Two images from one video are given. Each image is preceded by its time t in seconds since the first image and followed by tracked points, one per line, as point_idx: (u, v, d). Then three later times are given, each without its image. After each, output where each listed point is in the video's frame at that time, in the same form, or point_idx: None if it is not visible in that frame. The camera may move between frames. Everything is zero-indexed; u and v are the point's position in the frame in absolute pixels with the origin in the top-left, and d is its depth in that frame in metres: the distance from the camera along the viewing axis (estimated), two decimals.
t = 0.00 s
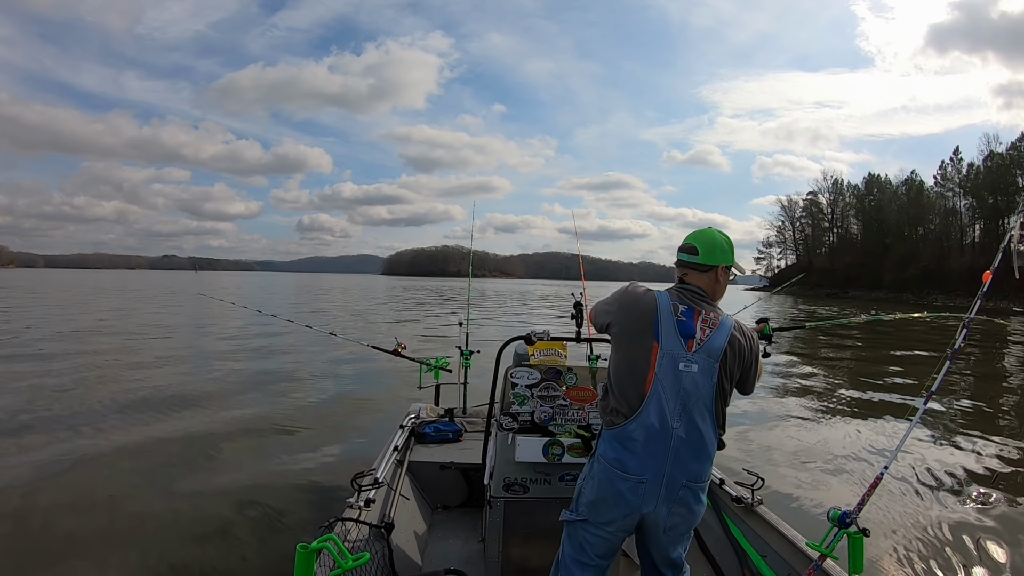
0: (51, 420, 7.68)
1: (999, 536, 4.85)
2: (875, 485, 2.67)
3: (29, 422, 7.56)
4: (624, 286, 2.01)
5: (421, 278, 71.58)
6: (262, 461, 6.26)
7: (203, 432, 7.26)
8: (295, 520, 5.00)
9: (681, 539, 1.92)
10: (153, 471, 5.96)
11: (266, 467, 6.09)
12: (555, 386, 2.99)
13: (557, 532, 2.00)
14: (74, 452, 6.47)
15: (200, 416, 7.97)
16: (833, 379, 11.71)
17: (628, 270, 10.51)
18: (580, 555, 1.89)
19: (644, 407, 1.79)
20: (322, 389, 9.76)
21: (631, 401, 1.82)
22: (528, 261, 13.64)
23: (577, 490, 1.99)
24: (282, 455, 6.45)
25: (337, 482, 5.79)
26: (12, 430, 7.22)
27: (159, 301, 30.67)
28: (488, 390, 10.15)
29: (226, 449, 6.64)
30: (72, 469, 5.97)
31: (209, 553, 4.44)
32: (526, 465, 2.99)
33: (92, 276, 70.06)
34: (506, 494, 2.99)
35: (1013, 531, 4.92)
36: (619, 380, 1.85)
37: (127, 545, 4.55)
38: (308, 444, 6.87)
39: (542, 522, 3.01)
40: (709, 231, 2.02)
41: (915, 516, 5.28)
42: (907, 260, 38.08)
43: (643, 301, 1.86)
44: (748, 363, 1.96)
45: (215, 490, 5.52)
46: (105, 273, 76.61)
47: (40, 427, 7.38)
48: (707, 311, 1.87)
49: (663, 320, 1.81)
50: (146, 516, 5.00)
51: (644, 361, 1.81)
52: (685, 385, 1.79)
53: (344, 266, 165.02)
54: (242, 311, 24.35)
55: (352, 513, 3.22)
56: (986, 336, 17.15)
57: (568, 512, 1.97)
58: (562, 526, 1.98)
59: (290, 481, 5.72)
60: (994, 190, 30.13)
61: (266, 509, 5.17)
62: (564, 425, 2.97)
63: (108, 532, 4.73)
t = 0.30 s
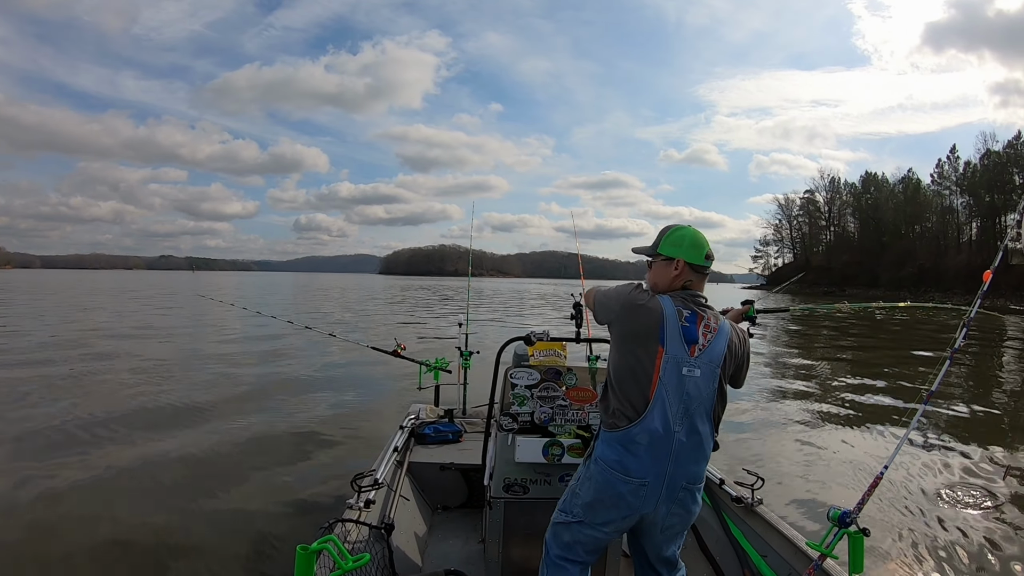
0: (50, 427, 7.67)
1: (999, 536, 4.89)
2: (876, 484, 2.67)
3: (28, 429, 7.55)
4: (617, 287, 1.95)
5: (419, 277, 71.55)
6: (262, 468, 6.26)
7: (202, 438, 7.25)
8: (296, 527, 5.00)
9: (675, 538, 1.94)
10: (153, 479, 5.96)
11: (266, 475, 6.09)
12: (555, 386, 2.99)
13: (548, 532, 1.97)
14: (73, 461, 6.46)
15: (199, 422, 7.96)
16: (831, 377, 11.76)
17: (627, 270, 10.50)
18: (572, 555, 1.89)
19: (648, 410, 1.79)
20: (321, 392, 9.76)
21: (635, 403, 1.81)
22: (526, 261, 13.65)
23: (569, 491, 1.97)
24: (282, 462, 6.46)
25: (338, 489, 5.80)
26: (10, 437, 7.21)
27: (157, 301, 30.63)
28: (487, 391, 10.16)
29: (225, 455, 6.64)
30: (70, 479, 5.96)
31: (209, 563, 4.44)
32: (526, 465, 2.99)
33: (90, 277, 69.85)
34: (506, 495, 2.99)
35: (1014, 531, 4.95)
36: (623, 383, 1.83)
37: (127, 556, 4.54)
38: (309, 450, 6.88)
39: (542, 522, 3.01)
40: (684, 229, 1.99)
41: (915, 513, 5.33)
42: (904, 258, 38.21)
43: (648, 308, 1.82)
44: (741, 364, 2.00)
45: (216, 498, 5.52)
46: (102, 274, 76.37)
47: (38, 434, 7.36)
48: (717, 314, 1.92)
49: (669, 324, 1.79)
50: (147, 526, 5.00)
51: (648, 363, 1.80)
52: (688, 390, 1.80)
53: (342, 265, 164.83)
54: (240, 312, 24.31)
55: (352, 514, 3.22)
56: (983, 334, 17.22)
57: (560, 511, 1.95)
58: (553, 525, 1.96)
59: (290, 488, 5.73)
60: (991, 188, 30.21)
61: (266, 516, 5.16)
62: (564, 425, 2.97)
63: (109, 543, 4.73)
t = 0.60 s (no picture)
0: (48, 431, 7.65)
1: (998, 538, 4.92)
2: (875, 486, 2.66)
3: (26, 433, 7.53)
4: (569, 290, 1.84)
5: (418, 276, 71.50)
6: (261, 473, 6.27)
7: (201, 442, 7.25)
8: (296, 534, 5.02)
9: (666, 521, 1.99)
10: (152, 484, 5.94)
11: (265, 480, 6.09)
12: (553, 387, 2.99)
13: (546, 554, 1.89)
14: (71, 466, 6.45)
15: (198, 425, 7.95)
16: (829, 376, 11.79)
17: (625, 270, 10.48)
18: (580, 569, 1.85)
19: (638, 410, 1.78)
20: (319, 393, 9.75)
21: (623, 407, 1.78)
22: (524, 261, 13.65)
23: (560, 507, 1.89)
24: (280, 467, 6.46)
25: (337, 495, 5.81)
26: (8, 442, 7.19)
27: (155, 300, 30.60)
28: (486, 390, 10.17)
29: (224, 460, 6.64)
30: (68, 485, 5.95)
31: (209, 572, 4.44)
32: (523, 466, 2.98)
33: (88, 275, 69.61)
34: (504, 495, 2.99)
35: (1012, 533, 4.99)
36: (608, 389, 1.78)
37: (126, 565, 4.54)
38: (307, 454, 6.88)
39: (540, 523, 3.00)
40: (630, 218, 1.92)
41: (913, 515, 5.38)
42: (902, 258, 38.32)
43: (616, 312, 1.76)
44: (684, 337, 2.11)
45: (215, 505, 5.52)
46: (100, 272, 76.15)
47: (36, 438, 7.34)
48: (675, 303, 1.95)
49: (641, 323, 1.78)
50: (145, 533, 5.00)
51: (629, 365, 1.76)
52: (669, 380, 1.83)
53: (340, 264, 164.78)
54: (239, 311, 24.28)
55: (349, 513, 3.21)
56: (981, 335, 17.29)
57: (558, 530, 1.88)
58: (552, 546, 1.88)
59: (289, 495, 5.73)
60: (989, 188, 30.26)
61: (266, 524, 5.17)
62: (561, 426, 2.97)
63: (108, 550, 4.73)
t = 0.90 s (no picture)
0: (48, 430, 7.62)
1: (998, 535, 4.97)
2: (878, 478, 2.67)
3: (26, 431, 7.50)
4: (577, 319, 1.71)
5: (417, 276, 71.49)
6: (263, 475, 6.26)
7: (201, 441, 7.23)
8: (298, 538, 5.01)
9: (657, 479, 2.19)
10: (153, 485, 5.93)
11: (266, 482, 6.08)
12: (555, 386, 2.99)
13: (591, 565, 1.89)
14: (71, 465, 6.43)
15: (199, 423, 7.93)
16: (829, 378, 11.83)
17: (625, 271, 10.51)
18: (627, 559, 1.91)
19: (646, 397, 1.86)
20: (320, 393, 9.76)
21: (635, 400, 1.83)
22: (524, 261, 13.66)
23: (592, 519, 1.88)
24: (282, 468, 6.46)
25: (339, 499, 5.81)
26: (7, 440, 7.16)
27: (154, 299, 30.57)
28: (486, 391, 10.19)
29: (225, 460, 6.63)
30: (69, 484, 5.92)
31: None
32: (526, 466, 2.99)
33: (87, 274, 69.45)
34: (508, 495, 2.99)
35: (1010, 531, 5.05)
36: (625, 392, 1.80)
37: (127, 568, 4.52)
38: (309, 455, 6.88)
39: (544, 523, 3.02)
40: (601, 209, 1.91)
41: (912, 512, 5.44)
42: (901, 260, 38.41)
43: (629, 323, 1.75)
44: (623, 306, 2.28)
45: (217, 507, 5.50)
46: (99, 271, 75.95)
47: (36, 436, 7.35)
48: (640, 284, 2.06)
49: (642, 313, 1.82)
50: (147, 535, 4.98)
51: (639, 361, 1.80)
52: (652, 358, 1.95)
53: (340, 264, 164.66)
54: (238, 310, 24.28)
55: (353, 517, 3.21)
56: (981, 338, 17.32)
57: (599, 539, 1.88)
58: (596, 554, 1.88)
59: (290, 499, 5.72)
60: (989, 191, 30.30)
61: (268, 528, 5.16)
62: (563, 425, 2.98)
63: (110, 553, 4.71)
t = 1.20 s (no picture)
0: (50, 426, 7.63)
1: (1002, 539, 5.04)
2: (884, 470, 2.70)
3: (27, 428, 7.51)
4: (601, 335, 1.70)
5: (417, 275, 71.51)
6: (265, 471, 6.26)
7: (204, 439, 7.24)
8: (302, 534, 5.00)
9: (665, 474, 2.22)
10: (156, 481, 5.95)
11: (269, 478, 6.08)
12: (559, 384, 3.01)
13: (606, 560, 1.89)
14: (72, 461, 6.43)
15: (200, 422, 7.95)
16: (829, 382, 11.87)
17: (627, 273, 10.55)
18: (641, 554, 1.92)
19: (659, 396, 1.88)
20: (321, 392, 9.78)
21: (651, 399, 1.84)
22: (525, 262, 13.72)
23: (606, 516, 1.88)
24: (285, 464, 6.47)
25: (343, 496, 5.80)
26: (10, 436, 7.17)
27: (153, 296, 30.53)
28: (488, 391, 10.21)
29: (228, 457, 6.64)
30: (71, 480, 5.93)
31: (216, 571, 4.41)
32: (533, 464, 2.99)
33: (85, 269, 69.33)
34: (515, 494, 2.99)
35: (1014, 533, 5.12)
36: (644, 394, 1.80)
37: (132, 561, 4.52)
38: (311, 453, 6.88)
39: (552, 519, 3.02)
40: (621, 211, 1.92)
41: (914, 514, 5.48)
42: (901, 265, 38.45)
43: (652, 332, 1.75)
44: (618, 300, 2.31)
45: (219, 503, 5.50)
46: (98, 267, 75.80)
47: (39, 433, 7.37)
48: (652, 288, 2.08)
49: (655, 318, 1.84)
50: (151, 530, 4.98)
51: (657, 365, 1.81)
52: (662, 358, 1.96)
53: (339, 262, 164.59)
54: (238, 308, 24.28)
55: (361, 519, 3.21)
56: (980, 343, 17.36)
57: (613, 534, 1.88)
58: (610, 549, 1.89)
59: (294, 496, 5.72)
60: (990, 196, 30.33)
61: (271, 524, 5.16)
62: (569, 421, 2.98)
63: (116, 546, 4.71)
